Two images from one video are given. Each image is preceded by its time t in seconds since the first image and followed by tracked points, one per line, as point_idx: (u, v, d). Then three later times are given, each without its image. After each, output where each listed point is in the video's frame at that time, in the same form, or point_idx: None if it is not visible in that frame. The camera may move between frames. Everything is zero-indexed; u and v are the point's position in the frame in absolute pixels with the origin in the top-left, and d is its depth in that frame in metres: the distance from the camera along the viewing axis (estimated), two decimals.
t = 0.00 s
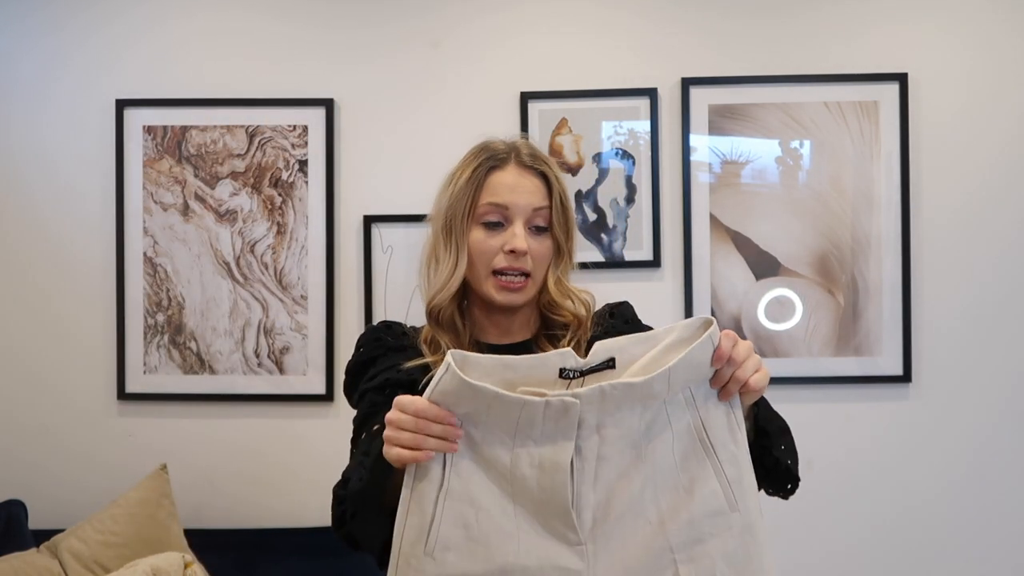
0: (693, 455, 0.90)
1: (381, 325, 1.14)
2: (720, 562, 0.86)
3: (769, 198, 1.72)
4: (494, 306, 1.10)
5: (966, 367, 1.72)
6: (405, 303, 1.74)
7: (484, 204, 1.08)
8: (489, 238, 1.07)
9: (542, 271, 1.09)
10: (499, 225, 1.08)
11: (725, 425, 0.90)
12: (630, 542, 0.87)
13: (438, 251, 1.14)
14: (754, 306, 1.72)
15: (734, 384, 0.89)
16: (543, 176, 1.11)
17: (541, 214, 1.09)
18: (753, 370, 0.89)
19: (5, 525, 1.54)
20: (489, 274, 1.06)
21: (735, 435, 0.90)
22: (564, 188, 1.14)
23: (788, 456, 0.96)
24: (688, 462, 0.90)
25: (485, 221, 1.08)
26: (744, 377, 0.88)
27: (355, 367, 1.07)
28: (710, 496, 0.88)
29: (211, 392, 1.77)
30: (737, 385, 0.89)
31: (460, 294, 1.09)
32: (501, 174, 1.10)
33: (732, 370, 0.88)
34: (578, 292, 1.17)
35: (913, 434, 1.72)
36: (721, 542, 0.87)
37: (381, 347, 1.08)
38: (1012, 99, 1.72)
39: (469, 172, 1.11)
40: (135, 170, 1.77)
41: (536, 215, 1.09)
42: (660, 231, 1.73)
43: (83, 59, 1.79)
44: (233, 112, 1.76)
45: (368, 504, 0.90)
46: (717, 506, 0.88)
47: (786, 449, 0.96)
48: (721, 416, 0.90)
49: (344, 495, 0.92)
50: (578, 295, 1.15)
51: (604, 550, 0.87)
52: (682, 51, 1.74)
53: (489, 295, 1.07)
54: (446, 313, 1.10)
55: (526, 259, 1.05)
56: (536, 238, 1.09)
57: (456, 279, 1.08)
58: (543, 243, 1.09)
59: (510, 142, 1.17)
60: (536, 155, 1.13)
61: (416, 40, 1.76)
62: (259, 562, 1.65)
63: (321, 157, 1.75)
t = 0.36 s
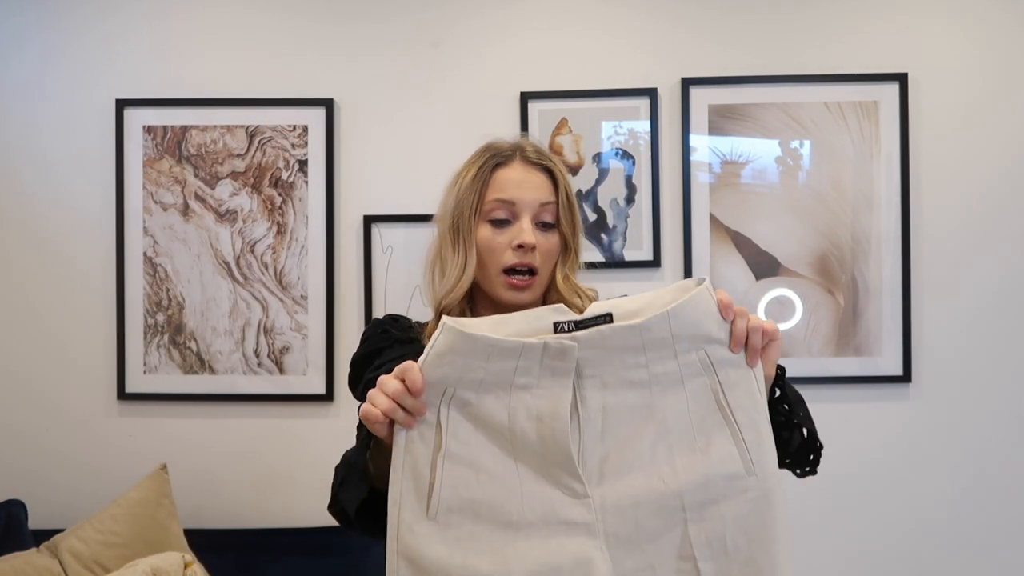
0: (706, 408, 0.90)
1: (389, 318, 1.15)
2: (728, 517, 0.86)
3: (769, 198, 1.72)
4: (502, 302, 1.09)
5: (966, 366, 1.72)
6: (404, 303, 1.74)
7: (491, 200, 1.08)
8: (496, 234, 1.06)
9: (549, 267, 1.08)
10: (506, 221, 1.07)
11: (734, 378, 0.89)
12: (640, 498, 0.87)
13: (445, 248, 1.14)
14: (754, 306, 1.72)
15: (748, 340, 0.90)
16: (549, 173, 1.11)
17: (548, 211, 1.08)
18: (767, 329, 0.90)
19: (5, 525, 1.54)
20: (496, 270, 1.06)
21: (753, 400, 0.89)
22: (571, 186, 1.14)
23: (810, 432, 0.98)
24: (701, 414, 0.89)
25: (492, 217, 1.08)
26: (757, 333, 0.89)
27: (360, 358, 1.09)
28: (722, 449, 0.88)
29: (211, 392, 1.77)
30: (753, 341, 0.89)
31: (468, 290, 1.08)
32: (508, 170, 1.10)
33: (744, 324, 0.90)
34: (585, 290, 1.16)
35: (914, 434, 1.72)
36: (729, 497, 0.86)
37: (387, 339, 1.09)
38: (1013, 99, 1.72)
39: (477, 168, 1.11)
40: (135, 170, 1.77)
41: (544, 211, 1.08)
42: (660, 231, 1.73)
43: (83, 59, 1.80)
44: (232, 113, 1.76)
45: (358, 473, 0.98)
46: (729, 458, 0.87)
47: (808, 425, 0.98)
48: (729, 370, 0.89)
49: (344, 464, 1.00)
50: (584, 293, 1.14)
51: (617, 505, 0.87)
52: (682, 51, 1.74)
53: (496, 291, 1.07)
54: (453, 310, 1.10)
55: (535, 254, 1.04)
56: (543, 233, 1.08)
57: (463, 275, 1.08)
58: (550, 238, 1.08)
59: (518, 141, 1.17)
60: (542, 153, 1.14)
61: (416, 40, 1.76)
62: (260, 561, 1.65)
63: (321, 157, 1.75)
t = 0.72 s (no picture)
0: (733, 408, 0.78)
1: (390, 319, 1.13)
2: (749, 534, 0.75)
3: (769, 198, 1.72)
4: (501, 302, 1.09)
5: (966, 367, 1.72)
6: (405, 303, 1.74)
7: (491, 200, 1.07)
8: (496, 234, 1.06)
9: (550, 267, 1.08)
10: (507, 221, 1.07)
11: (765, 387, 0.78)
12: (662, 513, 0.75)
13: (446, 249, 1.14)
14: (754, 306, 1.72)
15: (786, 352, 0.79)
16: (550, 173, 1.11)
17: (548, 211, 1.08)
18: (806, 342, 0.79)
19: (4, 525, 1.53)
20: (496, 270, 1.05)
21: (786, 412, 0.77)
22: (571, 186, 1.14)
23: (812, 453, 0.95)
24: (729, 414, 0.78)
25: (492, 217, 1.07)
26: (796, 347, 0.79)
27: (360, 358, 1.07)
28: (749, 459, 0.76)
29: (211, 392, 1.77)
30: (794, 354, 0.79)
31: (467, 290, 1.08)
32: (509, 171, 1.10)
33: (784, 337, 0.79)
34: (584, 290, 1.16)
35: (914, 434, 1.73)
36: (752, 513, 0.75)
37: (388, 340, 1.08)
38: (1013, 99, 1.72)
39: (477, 169, 1.11)
40: (135, 170, 1.77)
41: (545, 211, 1.08)
42: (660, 231, 1.73)
43: (82, 59, 1.79)
44: (232, 112, 1.76)
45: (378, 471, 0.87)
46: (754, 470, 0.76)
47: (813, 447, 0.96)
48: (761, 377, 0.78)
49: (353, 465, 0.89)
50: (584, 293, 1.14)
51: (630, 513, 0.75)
52: (682, 51, 1.74)
53: (496, 291, 1.07)
54: (453, 310, 1.10)
55: (534, 254, 1.04)
56: (544, 233, 1.08)
57: (463, 276, 1.08)
58: (550, 239, 1.08)
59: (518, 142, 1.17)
60: (543, 153, 1.14)
61: (416, 39, 1.76)
62: (260, 561, 1.65)
63: (321, 157, 1.75)
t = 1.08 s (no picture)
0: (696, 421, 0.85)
1: (380, 327, 1.15)
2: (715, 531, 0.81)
3: (769, 198, 1.72)
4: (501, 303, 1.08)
5: (966, 367, 1.72)
6: (404, 303, 1.74)
7: (499, 201, 1.06)
8: (505, 235, 1.05)
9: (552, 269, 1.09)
10: (514, 223, 1.06)
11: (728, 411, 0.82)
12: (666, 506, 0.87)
13: (443, 248, 1.10)
14: (754, 306, 1.72)
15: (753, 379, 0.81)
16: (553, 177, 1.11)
17: (553, 214, 1.09)
18: (778, 379, 0.80)
19: (4, 525, 1.53)
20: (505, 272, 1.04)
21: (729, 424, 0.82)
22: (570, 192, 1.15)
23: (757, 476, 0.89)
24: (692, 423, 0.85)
25: (499, 217, 1.06)
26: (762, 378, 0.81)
27: (355, 367, 1.08)
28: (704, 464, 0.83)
29: (211, 392, 1.77)
30: (756, 383, 0.81)
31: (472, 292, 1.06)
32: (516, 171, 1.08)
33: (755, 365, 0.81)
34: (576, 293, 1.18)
35: (914, 435, 1.72)
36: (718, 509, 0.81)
37: (381, 348, 1.09)
38: (1013, 98, 1.72)
39: (482, 168, 1.08)
40: (135, 170, 1.77)
41: (549, 214, 1.08)
42: (660, 231, 1.73)
43: (83, 58, 1.79)
44: (232, 112, 1.76)
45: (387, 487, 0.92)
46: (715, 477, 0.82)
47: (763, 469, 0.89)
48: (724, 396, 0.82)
49: (368, 482, 0.95)
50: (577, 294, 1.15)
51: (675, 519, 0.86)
52: (682, 51, 1.74)
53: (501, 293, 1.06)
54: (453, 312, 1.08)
55: (542, 258, 1.05)
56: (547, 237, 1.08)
57: (469, 278, 1.05)
58: (554, 243, 1.09)
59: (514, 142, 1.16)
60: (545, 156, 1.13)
61: (416, 39, 1.76)
62: (260, 561, 1.65)
63: (321, 157, 1.75)
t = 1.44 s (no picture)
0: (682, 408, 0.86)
1: (374, 331, 1.14)
2: (681, 517, 0.84)
3: (769, 198, 1.72)
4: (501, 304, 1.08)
5: (967, 367, 1.72)
6: (405, 303, 1.74)
7: (510, 202, 1.05)
8: (513, 237, 1.04)
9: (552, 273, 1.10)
10: (523, 225, 1.06)
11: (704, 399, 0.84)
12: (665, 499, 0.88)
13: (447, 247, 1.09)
14: (754, 306, 1.72)
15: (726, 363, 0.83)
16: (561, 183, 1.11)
17: (560, 220, 1.09)
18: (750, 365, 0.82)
19: (4, 525, 1.53)
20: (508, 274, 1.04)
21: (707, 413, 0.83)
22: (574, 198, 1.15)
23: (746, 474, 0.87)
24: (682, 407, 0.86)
25: (509, 219, 1.05)
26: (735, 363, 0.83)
27: (349, 373, 1.09)
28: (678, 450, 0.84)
29: (211, 392, 1.77)
30: (731, 367, 0.82)
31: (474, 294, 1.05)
32: (527, 174, 1.08)
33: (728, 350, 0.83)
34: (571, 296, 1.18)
35: (914, 435, 1.72)
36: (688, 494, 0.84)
37: (374, 353, 1.10)
38: (1013, 98, 1.72)
39: (495, 169, 1.07)
40: (135, 170, 1.77)
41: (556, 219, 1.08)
42: (660, 231, 1.73)
43: (83, 58, 1.79)
44: (232, 112, 1.76)
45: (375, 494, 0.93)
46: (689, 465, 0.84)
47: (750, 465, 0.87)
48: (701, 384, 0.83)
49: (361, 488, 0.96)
50: (570, 296, 1.14)
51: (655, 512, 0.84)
52: (682, 52, 1.74)
53: (502, 295, 1.05)
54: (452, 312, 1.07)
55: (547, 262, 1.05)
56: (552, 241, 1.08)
57: (472, 278, 1.04)
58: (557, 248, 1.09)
59: (525, 145, 1.15)
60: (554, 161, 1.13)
61: (416, 40, 1.76)
62: (260, 561, 1.65)
63: (321, 157, 1.75)
